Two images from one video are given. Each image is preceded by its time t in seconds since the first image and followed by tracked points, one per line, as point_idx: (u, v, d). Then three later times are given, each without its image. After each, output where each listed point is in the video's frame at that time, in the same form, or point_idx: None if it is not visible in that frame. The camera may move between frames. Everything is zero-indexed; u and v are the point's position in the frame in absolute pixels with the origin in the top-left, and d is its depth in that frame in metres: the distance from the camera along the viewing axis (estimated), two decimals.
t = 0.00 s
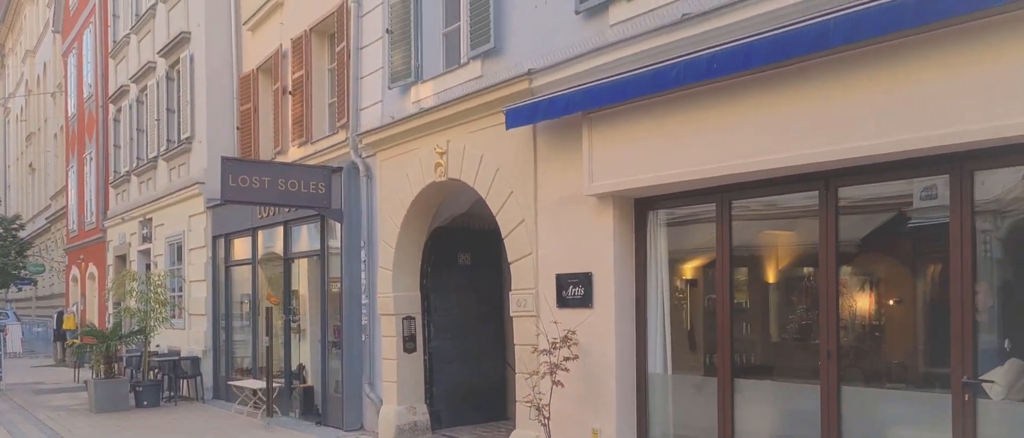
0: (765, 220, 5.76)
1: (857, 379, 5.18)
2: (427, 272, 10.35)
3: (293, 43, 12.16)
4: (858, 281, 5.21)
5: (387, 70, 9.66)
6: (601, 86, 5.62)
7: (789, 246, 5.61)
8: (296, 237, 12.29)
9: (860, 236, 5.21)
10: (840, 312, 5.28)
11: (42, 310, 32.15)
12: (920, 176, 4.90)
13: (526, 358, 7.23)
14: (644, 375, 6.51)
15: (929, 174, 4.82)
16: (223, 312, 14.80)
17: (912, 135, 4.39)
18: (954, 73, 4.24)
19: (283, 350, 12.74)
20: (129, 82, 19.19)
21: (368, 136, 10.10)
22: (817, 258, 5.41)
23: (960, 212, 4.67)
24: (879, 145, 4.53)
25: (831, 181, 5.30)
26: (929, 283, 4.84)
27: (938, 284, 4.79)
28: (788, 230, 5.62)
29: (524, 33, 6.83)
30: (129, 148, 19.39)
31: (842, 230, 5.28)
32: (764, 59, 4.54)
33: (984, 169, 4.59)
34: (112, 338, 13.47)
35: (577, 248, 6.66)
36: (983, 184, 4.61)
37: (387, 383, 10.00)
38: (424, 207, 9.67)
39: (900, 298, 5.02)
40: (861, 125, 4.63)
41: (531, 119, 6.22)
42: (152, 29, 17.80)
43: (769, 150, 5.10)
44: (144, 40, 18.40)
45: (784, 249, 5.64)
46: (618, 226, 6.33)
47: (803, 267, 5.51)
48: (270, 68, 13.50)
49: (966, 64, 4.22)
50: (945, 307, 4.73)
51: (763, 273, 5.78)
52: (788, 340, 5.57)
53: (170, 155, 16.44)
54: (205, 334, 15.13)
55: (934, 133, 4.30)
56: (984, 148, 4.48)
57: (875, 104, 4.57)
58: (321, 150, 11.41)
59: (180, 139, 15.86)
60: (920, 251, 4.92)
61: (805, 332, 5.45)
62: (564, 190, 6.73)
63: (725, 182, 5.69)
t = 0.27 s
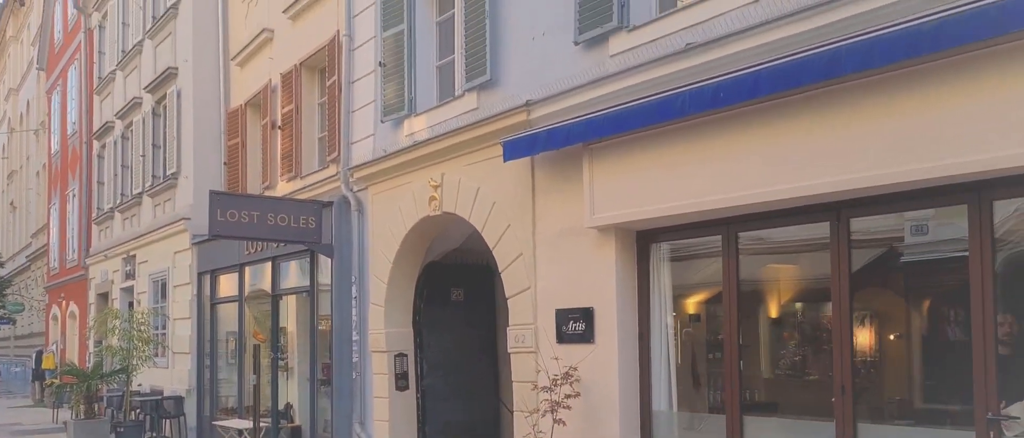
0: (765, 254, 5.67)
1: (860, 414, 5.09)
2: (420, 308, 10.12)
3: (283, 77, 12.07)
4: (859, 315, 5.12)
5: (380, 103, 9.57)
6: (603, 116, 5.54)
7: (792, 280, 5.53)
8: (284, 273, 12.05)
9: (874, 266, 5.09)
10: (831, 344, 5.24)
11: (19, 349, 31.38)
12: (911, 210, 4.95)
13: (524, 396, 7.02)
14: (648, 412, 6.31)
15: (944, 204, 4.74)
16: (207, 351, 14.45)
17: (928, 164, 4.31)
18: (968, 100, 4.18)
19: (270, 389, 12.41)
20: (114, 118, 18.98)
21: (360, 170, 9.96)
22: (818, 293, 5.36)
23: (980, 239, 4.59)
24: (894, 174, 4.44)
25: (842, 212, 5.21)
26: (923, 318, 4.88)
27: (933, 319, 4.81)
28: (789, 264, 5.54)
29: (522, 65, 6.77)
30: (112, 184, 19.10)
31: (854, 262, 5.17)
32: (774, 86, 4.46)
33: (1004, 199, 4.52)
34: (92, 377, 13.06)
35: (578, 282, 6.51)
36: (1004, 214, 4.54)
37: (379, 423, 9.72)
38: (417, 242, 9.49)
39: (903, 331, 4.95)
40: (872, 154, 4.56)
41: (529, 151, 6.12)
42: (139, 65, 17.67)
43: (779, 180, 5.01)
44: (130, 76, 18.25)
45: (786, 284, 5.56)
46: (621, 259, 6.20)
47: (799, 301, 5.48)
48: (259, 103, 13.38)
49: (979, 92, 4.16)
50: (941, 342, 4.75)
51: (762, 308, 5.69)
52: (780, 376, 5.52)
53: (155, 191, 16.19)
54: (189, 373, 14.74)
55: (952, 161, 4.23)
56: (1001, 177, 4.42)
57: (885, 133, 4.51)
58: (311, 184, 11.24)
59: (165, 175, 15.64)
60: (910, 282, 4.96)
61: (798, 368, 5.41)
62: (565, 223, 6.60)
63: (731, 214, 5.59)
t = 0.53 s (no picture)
0: (771, 287, 5.57)
1: None
2: (416, 342, 9.91)
3: (277, 109, 11.97)
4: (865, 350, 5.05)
5: (377, 134, 9.47)
6: (607, 147, 5.44)
7: (798, 314, 5.44)
8: (277, 306, 11.82)
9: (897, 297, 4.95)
10: (830, 378, 5.23)
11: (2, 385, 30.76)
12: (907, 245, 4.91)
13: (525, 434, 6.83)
14: None
15: (963, 236, 4.64)
16: (196, 386, 14.14)
17: (947, 195, 4.22)
18: (984, 131, 4.12)
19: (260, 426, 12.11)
20: (104, 150, 18.80)
21: (356, 202, 9.82)
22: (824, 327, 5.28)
23: (1002, 266, 4.49)
24: (911, 205, 4.35)
25: (857, 244, 5.09)
26: (920, 353, 4.84)
27: (932, 354, 4.79)
28: (794, 298, 5.46)
29: (523, 96, 6.69)
30: (101, 216, 18.85)
31: (872, 294, 5.04)
32: (786, 116, 4.35)
33: None
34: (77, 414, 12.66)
35: (583, 316, 6.36)
36: None
37: None
38: (414, 276, 9.32)
39: (903, 367, 4.89)
40: (885, 186, 4.48)
41: (531, 182, 6.01)
42: (130, 97, 17.56)
43: (790, 212, 4.91)
44: (121, 108, 18.12)
45: (792, 317, 5.47)
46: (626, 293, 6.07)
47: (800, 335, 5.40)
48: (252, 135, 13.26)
49: (995, 123, 4.10)
50: (941, 377, 4.73)
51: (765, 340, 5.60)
52: (775, 410, 5.49)
53: (145, 224, 15.97)
54: (177, 409, 14.42)
55: (972, 192, 4.14)
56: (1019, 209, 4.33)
57: (900, 164, 4.43)
58: (305, 216, 11.08)
59: (156, 207, 15.44)
60: (909, 315, 4.89)
61: (796, 402, 5.38)
62: (568, 256, 6.47)
63: (739, 247, 5.48)
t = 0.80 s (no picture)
0: (780, 307, 5.48)
1: None
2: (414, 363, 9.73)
3: (271, 127, 11.85)
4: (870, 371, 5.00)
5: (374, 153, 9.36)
6: (613, 164, 5.32)
7: (806, 334, 5.37)
8: (270, 328, 11.61)
9: (917, 315, 4.82)
10: (829, 398, 5.22)
11: None
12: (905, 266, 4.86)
13: None
14: None
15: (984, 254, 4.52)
16: (187, 409, 13.86)
17: (968, 212, 4.13)
18: (1003, 148, 4.04)
19: None
20: (95, 170, 18.62)
21: (353, 221, 9.67)
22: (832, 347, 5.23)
23: None
24: (929, 223, 4.25)
25: (874, 262, 4.96)
26: (920, 372, 4.78)
27: (932, 374, 4.74)
28: (803, 318, 5.39)
29: (525, 113, 6.59)
30: (91, 237, 18.59)
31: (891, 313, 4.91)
32: (799, 132, 4.25)
33: None
34: None
35: (588, 338, 6.22)
36: None
37: None
38: (413, 296, 9.16)
39: (903, 387, 4.84)
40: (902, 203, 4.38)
41: (534, 200, 5.89)
42: (121, 117, 17.42)
43: (803, 230, 4.80)
44: (112, 128, 17.97)
45: (800, 338, 5.40)
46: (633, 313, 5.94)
47: (808, 355, 5.35)
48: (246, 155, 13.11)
49: (1015, 139, 4.02)
50: (942, 398, 4.69)
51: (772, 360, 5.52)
52: (773, 431, 5.43)
53: (136, 244, 15.74)
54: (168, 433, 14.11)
55: (993, 209, 4.05)
56: None
57: (916, 181, 4.34)
58: (300, 236, 10.92)
59: (147, 227, 15.22)
60: (908, 336, 4.84)
61: (793, 423, 5.34)
62: (572, 276, 6.35)
63: (749, 266, 5.37)
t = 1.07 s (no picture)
0: (796, 327, 5.33)
1: None
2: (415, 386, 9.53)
3: (270, 147, 11.72)
4: (883, 394, 4.88)
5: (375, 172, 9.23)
6: (626, 181, 5.20)
7: (819, 356, 5.23)
8: (267, 350, 11.39)
9: (938, 337, 4.67)
10: (832, 421, 5.12)
11: None
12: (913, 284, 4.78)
13: None
14: None
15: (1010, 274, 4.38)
16: (181, 434, 13.57)
17: (996, 229, 3.99)
18: None
19: None
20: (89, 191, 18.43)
21: (353, 241, 9.51)
22: (848, 370, 5.09)
23: None
24: (955, 240, 4.11)
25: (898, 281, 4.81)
26: (926, 396, 4.67)
27: (938, 398, 4.63)
28: (817, 339, 5.24)
29: (531, 130, 6.48)
30: (85, 258, 18.35)
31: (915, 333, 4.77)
32: (821, 147, 4.13)
33: None
34: None
35: (597, 360, 6.06)
36: None
37: None
38: (415, 318, 8.98)
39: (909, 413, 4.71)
40: (927, 220, 4.24)
41: (542, 218, 5.75)
42: (117, 137, 17.27)
43: (823, 247, 4.66)
44: (108, 149, 17.81)
45: (813, 360, 5.26)
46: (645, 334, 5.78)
47: (821, 377, 5.20)
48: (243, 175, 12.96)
49: None
50: (948, 422, 4.57)
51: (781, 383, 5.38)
52: None
53: (131, 265, 15.52)
54: None
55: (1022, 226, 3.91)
56: None
57: (941, 198, 4.21)
58: (298, 256, 10.74)
59: (142, 248, 15.01)
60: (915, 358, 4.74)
61: None
62: (581, 296, 6.19)
63: (765, 285, 5.22)
